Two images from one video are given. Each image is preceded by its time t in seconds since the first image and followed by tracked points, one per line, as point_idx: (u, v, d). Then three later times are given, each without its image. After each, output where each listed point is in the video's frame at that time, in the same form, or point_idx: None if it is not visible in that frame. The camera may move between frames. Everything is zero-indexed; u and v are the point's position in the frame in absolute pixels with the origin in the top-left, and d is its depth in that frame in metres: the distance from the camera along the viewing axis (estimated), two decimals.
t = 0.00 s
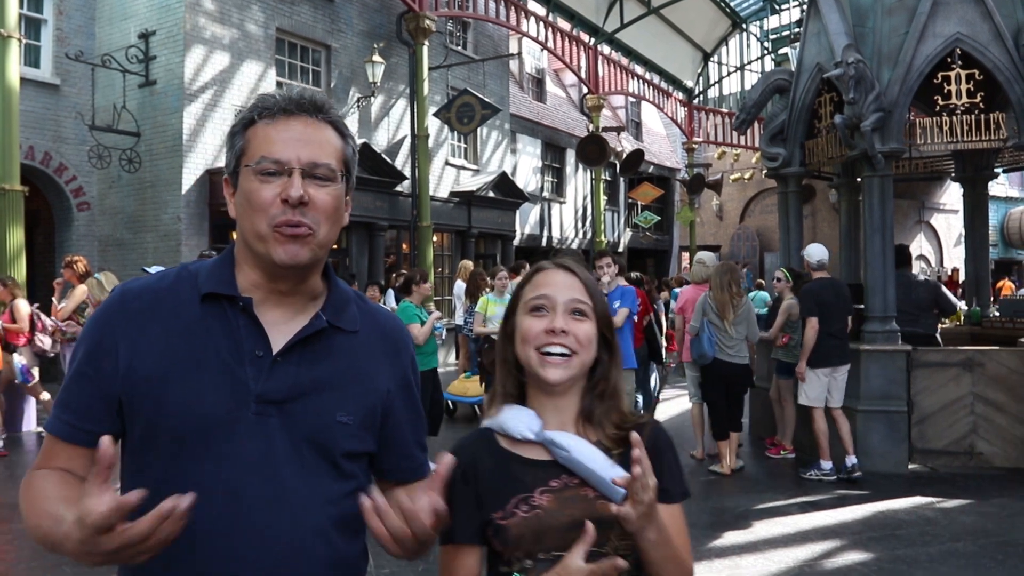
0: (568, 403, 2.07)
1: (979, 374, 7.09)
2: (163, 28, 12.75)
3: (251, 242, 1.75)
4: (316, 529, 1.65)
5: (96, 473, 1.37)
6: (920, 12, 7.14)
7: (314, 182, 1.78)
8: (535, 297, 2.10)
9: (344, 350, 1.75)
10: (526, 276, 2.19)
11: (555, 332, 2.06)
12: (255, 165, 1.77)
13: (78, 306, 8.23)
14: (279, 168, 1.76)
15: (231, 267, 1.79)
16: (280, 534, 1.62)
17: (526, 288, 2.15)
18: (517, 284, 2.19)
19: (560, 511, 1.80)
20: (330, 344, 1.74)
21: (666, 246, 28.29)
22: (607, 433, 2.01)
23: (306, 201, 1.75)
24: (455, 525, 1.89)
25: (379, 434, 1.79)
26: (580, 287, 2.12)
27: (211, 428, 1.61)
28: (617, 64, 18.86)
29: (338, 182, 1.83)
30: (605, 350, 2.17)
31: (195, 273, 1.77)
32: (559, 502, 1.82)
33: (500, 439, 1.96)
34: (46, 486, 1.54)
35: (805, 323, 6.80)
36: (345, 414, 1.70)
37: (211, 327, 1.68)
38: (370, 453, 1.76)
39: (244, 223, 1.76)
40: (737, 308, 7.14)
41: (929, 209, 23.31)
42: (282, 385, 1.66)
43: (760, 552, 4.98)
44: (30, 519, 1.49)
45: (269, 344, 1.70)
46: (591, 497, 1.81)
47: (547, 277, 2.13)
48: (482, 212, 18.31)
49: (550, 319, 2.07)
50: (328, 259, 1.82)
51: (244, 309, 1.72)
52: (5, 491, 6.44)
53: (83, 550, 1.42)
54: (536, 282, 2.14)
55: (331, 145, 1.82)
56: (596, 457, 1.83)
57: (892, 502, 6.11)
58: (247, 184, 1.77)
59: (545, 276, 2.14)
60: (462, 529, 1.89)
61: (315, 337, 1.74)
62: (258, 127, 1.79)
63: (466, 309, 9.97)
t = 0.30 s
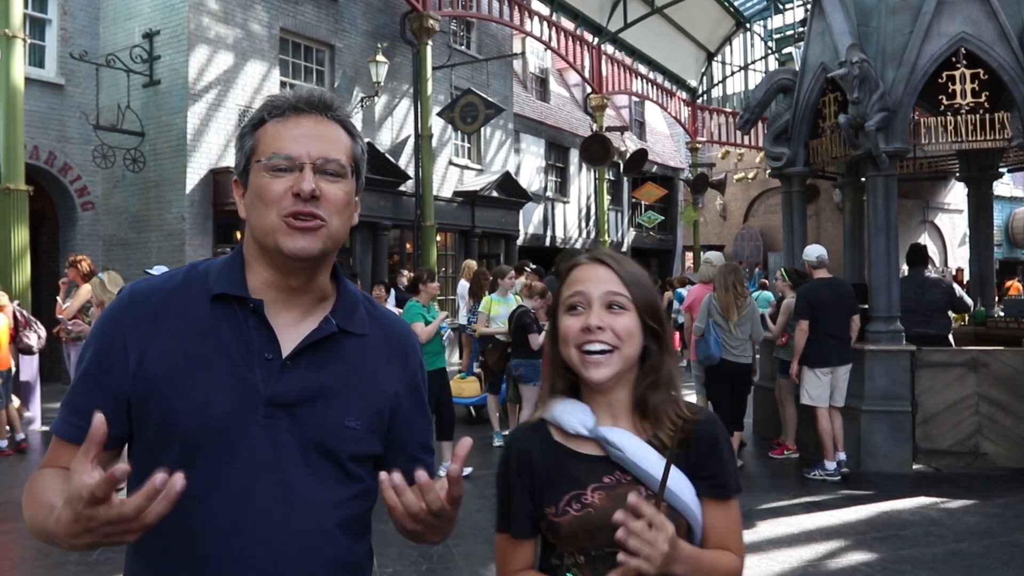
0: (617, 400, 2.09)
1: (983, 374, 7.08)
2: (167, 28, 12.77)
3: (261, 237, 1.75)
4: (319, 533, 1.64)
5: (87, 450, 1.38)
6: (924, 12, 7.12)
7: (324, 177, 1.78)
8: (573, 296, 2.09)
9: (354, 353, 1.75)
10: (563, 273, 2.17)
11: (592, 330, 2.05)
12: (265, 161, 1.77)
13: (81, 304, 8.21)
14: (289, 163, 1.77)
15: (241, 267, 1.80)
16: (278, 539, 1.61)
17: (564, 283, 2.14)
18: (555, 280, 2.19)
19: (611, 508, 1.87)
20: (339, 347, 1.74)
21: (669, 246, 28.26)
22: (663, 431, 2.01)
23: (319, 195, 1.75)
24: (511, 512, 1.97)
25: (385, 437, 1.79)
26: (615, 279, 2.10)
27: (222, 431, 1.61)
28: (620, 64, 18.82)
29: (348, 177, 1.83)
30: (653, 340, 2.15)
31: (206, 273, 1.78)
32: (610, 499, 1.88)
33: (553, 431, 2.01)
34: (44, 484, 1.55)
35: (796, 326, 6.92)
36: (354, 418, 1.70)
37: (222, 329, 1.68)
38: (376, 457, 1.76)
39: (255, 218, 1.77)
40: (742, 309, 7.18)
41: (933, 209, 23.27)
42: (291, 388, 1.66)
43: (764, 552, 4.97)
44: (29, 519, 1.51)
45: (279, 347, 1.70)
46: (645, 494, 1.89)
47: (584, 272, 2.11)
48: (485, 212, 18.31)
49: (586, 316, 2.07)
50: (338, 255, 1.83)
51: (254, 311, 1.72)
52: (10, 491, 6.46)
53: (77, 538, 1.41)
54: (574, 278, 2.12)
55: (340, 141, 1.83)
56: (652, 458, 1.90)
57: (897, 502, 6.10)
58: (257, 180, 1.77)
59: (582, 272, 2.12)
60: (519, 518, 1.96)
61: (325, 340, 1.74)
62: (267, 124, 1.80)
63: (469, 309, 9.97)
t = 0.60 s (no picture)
0: (626, 401, 2.11)
1: (989, 376, 7.06)
2: (172, 28, 12.80)
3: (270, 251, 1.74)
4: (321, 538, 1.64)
5: (115, 431, 1.41)
6: (929, 13, 7.11)
7: (336, 194, 1.76)
8: (577, 304, 2.10)
9: (363, 359, 1.76)
10: (569, 279, 2.18)
11: (595, 340, 2.07)
12: (278, 176, 1.74)
13: (86, 305, 8.21)
14: (300, 181, 1.74)
15: (248, 270, 1.79)
16: (277, 544, 1.61)
17: (570, 290, 2.16)
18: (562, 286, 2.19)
19: (617, 504, 1.90)
20: (346, 354, 1.74)
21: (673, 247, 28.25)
22: (674, 433, 2.04)
23: (332, 216, 1.73)
24: (517, 510, 2.04)
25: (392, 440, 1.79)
26: (620, 285, 2.09)
27: (231, 437, 1.61)
28: (624, 64, 18.80)
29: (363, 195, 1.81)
30: (662, 345, 2.15)
31: (213, 275, 1.77)
32: (616, 495, 1.91)
33: (562, 428, 2.04)
34: (58, 480, 1.54)
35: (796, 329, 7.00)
36: (361, 423, 1.70)
37: (229, 335, 1.68)
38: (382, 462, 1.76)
39: (266, 230, 1.75)
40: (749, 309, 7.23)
41: (937, 211, 23.24)
42: (300, 393, 1.66)
43: (767, 554, 4.97)
44: (47, 508, 1.50)
45: (287, 353, 1.70)
46: (651, 490, 1.92)
47: (588, 279, 2.12)
48: (489, 212, 18.32)
49: (589, 326, 2.09)
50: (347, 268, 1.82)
51: (261, 317, 1.72)
52: (15, 490, 6.47)
53: (115, 517, 1.41)
54: (579, 285, 2.13)
55: (355, 152, 1.80)
56: (658, 451, 1.92)
57: (901, 504, 6.09)
58: (269, 193, 1.75)
59: (587, 279, 2.12)
60: (518, 518, 2.04)
61: (333, 346, 1.74)
62: (282, 131, 1.76)
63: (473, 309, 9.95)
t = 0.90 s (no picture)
0: (575, 407, 1.95)
1: (987, 378, 7.07)
2: (172, 29, 12.82)
3: (308, 281, 1.69)
4: (326, 527, 1.67)
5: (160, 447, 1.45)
6: (929, 15, 7.12)
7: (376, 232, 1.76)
8: (522, 305, 1.94)
9: (342, 351, 1.76)
10: (515, 278, 2.02)
11: (542, 342, 1.91)
12: (334, 215, 1.67)
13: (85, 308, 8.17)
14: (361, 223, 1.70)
15: (220, 274, 1.75)
16: (282, 542, 1.62)
17: (515, 291, 1.99)
18: (508, 286, 2.03)
19: (561, 518, 1.76)
20: (328, 346, 1.75)
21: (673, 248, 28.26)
22: (617, 438, 1.90)
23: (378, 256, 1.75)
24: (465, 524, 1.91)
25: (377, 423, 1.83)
26: (570, 280, 1.95)
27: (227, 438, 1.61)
28: (624, 66, 18.81)
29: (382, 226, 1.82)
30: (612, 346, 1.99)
31: (187, 282, 1.73)
32: (561, 508, 1.77)
33: (510, 440, 1.89)
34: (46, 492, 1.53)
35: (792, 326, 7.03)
36: (349, 413, 1.72)
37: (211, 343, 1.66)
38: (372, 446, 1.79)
39: (307, 263, 1.68)
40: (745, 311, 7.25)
41: (937, 213, 23.28)
42: (287, 392, 1.66)
43: (766, 556, 4.97)
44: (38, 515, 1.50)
45: (271, 354, 1.69)
46: (595, 502, 1.75)
47: (534, 278, 1.97)
48: (489, 214, 18.34)
49: (536, 327, 1.93)
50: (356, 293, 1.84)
51: (243, 318, 1.69)
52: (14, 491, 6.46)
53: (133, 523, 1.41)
54: (524, 285, 1.97)
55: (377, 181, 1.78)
56: (598, 458, 1.75)
57: (900, 506, 6.08)
58: (315, 225, 1.67)
59: (533, 279, 1.96)
60: (470, 531, 1.91)
61: (314, 342, 1.73)
62: (330, 160, 1.69)
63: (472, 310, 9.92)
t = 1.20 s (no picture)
0: (517, 414, 1.92)
1: (989, 380, 7.06)
2: (174, 30, 12.85)
3: (260, 286, 1.68)
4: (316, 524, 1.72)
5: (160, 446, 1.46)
6: (931, 17, 7.12)
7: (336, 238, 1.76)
8: (462, 310, 1.93)
9: (309, 351, 1.78)
10: (459, 282, 2.01)
11: (476, 349, 1.89)
12: (295, 222, 1.67)
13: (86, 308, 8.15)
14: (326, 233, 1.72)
15: (180, 284, 1.73)
16: (272, 545, 1.65)
17: (459, 295, 1.98)
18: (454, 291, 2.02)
19: (500, 529, 1.78)
20: (298, 347, 1.77)
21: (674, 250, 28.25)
22: (554, 449, 1.85)
23: (340, 264, 1.75)
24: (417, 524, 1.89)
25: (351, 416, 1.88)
26: (508, 285, 1.92)
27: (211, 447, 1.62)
28: (626, 68, 18.80)
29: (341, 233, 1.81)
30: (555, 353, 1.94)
31: (145, 299, 1.70)
32: (502, 519, 1.79)
33: (459, 446, 1.90)
34: None
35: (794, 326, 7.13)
36: (325, 409, 1.76)
37: (179, 357, 1.65)
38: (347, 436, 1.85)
39: (266, 271, 1.67)
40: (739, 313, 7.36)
41: (938, 215, 23.29)
42: (264, 395, 1.68)
43: (768, 558, 4.97)
44: None
45: (242, 361, 1.70)
46: (535, 516, 1.78)
47: (474, 283, 1.94)
48: (491, 215, 18.36)
49: (471, 334, 1.91)
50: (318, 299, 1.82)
51: (209, 328, 1.68)
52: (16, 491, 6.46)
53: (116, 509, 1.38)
54: (465, 290, 1.96)
55: (337, 188, 1.76)
56: (538, 473, 1.77)
57: (902, 508, 6.09)
58: (275, 234, 1.66)
59: (472, 284, 1.95)
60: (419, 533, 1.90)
61: (282, 346, 1.75)
62: (291, 170, 1.69)
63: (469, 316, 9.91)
